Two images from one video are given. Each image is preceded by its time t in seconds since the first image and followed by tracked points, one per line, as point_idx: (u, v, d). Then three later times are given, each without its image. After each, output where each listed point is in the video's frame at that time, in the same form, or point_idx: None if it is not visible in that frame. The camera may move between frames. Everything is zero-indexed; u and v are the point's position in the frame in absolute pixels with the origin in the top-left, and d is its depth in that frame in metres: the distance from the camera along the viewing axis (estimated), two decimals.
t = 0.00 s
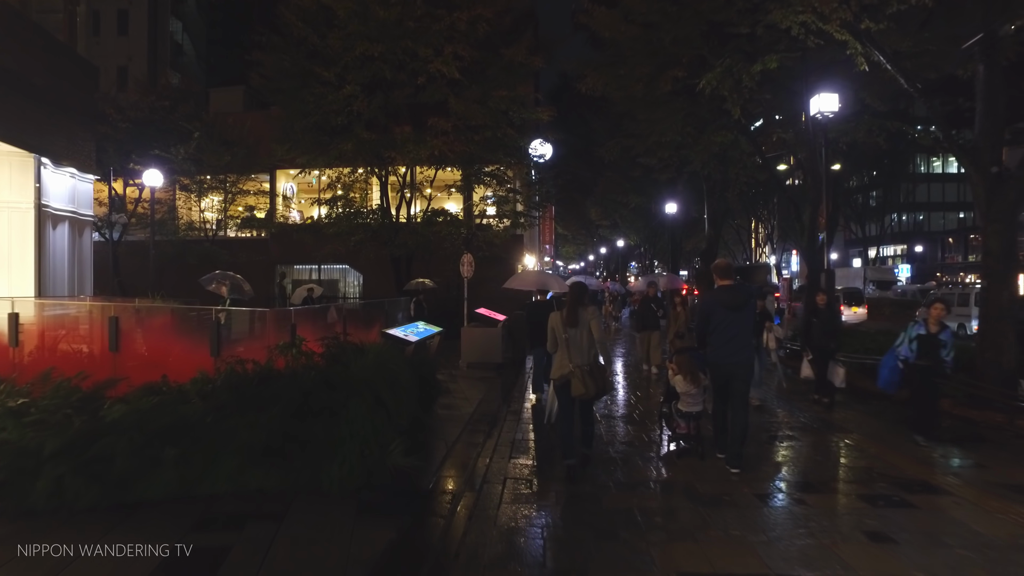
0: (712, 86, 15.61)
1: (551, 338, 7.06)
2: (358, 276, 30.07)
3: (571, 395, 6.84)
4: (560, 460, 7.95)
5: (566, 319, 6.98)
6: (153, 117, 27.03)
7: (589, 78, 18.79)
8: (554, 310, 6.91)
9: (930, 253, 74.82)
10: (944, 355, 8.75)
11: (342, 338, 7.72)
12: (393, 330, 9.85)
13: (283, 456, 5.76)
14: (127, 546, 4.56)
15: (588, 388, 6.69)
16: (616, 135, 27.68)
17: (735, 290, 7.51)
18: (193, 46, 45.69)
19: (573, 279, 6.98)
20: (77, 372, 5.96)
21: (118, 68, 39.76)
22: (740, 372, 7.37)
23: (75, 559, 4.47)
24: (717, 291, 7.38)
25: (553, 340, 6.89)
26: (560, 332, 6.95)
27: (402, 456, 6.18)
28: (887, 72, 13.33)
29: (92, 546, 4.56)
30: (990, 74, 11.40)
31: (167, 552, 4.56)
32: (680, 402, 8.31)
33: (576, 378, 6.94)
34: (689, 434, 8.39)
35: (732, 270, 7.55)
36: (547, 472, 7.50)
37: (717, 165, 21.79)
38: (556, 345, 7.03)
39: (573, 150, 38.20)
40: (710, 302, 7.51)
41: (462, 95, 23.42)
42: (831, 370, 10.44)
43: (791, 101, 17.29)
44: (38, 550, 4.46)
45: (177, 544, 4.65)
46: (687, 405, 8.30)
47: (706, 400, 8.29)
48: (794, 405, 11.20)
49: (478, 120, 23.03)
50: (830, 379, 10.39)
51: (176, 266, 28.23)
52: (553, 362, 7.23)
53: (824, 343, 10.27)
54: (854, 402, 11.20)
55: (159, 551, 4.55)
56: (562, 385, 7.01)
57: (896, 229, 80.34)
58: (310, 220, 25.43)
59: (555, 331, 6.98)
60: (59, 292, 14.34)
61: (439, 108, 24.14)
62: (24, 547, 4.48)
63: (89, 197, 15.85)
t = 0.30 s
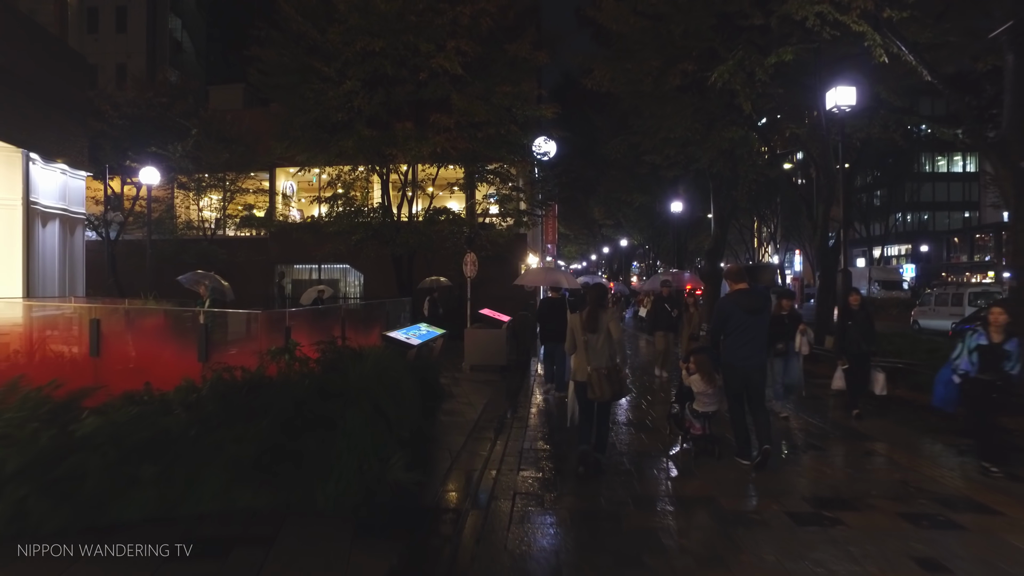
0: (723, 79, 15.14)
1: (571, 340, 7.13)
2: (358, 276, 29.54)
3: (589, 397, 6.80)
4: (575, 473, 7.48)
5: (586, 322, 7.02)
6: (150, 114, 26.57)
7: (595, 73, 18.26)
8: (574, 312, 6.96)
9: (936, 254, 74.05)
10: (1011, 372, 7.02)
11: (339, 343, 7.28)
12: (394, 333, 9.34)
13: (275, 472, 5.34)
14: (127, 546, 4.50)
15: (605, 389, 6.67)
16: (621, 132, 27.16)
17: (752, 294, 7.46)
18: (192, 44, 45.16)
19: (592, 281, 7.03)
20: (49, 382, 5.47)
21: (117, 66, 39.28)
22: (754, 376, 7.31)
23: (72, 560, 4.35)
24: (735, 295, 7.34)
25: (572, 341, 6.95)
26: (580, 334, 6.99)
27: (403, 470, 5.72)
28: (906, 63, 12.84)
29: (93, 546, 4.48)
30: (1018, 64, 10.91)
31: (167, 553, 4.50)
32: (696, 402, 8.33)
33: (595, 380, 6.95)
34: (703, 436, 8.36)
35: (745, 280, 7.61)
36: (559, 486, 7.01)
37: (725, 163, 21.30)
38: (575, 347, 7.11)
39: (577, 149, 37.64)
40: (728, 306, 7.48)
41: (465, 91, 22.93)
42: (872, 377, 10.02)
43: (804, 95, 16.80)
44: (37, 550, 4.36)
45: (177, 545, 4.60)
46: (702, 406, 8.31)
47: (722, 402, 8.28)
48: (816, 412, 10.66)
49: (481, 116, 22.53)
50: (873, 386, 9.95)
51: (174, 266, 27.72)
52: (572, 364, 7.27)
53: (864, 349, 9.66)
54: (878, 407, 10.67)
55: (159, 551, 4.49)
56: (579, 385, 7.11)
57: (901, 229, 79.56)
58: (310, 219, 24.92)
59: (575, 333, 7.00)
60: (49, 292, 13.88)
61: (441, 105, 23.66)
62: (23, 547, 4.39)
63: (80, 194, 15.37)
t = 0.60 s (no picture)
0: (734, 74, 14.71)
1: (585, 346, 6.97)
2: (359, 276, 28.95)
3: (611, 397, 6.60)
4: (584, 488, 6.97)
5: (602, 326, 6.86)
6: (146, 112, 26.11)
7: (600, 68, 17.75)
8: (590, 316, 6.80)
9: (942, 254, 73.35)
10: None
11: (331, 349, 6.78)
12: (393, 338, 8.86)
13: (259, 493, 4.86)
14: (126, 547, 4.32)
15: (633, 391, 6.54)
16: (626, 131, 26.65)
17: (765, 295, 7.30)
18: (191, 43, 44.72)
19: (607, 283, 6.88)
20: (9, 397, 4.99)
21: (116, 66, 38.86)
22: (766, 377, 7.16)
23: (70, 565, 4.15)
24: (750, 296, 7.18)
25: (587, 344, 6.79)
26: (597, 338, 6.82)
27: (400, 491, 5.22)
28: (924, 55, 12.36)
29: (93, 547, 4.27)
30: None
31: (167, 552, 4.40)
32: (706, 403, 8.10)
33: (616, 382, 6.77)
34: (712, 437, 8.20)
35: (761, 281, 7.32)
36: (569, 503, 6.50)
37: (732, 161, 20.86)
38: (589, 352, 6.94)
39: (580, 148, 37.16)
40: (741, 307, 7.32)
41: (466, 88, 22.48)
42: (917, 395, 8.57)
43: (816, 90, 16.38)
44: (37, 550, 4.16)
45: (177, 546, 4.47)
46: (711, 407, 8.13)
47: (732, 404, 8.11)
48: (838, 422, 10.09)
49: (483, 113, 22.07)
50: (915, 406, 8.48)
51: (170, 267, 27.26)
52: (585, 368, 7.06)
53: (907, 362, 8.64)
54: (904, 416, 10.10)
55: (159, 551, 4.38)
56: (596, 389, 6.89)
57: (906, 230, 78.78)
58: (309, 219, 24.46)
59: (590, 337, 6.87)
60: (36, 295, 13.44)
61: (443, 102, 23.20)
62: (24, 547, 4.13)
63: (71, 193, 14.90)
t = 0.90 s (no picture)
0: (745, 67, 14.22)
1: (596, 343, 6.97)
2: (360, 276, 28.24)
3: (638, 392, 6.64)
4: (594, 503, 6.51)
5: (615, 324, 6.84)
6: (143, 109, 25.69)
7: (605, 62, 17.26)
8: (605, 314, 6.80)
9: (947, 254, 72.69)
10: None
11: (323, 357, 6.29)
12: (391, 341, 8.40)
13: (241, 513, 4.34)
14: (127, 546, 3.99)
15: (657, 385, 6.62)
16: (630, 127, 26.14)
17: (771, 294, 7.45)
18: (190, 40, 44.29)
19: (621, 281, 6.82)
20: None
21: (113, 62, 38.42)
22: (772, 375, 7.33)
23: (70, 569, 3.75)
24: (759, 294, 7.32)
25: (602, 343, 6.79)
26: (612, 336, 6.83)
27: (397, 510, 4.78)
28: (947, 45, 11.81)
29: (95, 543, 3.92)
30: None
31: (168, 552, 4.04)
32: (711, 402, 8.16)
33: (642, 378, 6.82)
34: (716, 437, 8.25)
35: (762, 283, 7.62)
36: (580, 521, 6.01)
37: (741, 158, 20.38)
38: (601, 350, 6.91)
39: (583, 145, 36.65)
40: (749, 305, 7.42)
41: (468, 84, 22.00)
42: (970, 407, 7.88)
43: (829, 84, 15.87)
44: (37, 550, 3.76)
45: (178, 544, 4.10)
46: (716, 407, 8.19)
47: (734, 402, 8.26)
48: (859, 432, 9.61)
49: (485, 110, 21.59)
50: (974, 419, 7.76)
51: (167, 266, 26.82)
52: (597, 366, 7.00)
53: (959, 367, 7.84)
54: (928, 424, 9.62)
55: (158, 551, 4.03)
56: (611, 387, 6.86)
57: (910, 228, 78.09)
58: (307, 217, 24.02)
59: (603, 335, 6.86)
60: (22, 294, 13.00)
61: (444, 99, 22.74)
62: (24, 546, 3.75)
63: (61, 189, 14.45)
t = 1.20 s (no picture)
0: (758, 59, 13.74)
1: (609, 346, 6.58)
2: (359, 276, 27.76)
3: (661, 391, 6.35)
4: (605, 514, 6.19)
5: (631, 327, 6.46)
6: (140, 107, 25.36)
7: (610, 56, 16.80)
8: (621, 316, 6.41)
9: (951, 253, 72.15)
10: None
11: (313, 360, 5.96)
12: (389, 344, 7.87)
13: (218, 542, 3.64)
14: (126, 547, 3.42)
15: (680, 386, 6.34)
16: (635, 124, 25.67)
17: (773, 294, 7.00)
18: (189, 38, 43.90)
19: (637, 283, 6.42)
20: None
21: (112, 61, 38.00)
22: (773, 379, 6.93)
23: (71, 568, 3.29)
24: (760, 295, 6.87)
25: (618, 346, 6.43)
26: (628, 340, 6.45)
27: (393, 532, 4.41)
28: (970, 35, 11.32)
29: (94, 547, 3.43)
30: None
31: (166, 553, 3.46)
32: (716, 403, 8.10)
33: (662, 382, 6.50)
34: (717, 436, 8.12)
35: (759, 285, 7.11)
36: (594, 540, 5.57)
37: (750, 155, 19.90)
38: (615, 354, 6.53)
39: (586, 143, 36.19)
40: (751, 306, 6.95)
41: (470, 79, 21.51)
42: None
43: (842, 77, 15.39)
44: (37, 550, 3.35)
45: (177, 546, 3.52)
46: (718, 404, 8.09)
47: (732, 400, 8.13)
48: (882, 439, 9.14)
49: (487, 106, 21.11)
50: None
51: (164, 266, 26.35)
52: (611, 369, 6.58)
53: None
54: (956, 431, 9.14)
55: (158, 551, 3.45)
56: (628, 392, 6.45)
57: (914, 228, 77.58)
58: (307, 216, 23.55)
59: (619, 338, 6.48)
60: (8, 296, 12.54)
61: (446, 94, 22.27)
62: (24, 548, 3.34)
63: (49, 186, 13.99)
